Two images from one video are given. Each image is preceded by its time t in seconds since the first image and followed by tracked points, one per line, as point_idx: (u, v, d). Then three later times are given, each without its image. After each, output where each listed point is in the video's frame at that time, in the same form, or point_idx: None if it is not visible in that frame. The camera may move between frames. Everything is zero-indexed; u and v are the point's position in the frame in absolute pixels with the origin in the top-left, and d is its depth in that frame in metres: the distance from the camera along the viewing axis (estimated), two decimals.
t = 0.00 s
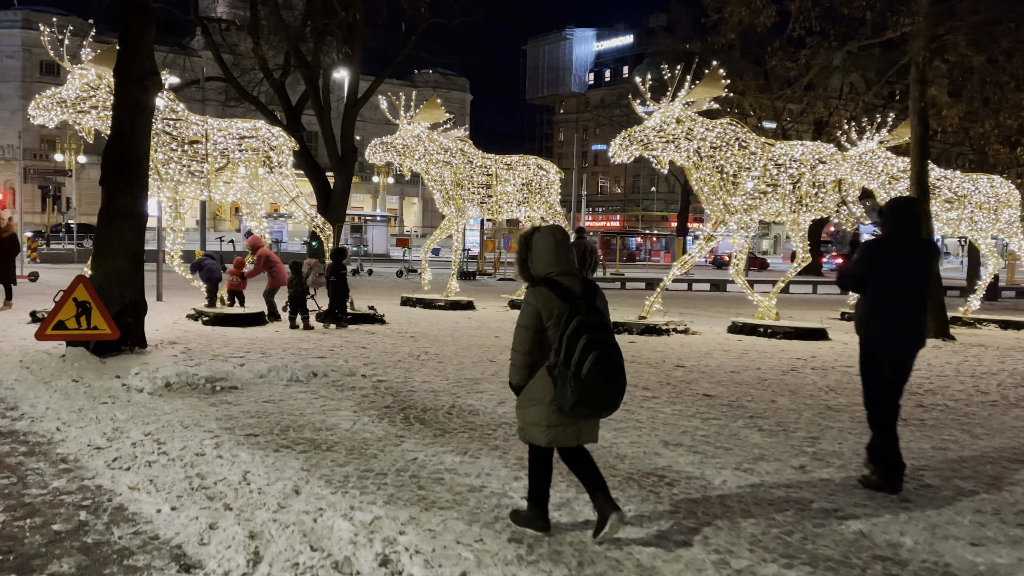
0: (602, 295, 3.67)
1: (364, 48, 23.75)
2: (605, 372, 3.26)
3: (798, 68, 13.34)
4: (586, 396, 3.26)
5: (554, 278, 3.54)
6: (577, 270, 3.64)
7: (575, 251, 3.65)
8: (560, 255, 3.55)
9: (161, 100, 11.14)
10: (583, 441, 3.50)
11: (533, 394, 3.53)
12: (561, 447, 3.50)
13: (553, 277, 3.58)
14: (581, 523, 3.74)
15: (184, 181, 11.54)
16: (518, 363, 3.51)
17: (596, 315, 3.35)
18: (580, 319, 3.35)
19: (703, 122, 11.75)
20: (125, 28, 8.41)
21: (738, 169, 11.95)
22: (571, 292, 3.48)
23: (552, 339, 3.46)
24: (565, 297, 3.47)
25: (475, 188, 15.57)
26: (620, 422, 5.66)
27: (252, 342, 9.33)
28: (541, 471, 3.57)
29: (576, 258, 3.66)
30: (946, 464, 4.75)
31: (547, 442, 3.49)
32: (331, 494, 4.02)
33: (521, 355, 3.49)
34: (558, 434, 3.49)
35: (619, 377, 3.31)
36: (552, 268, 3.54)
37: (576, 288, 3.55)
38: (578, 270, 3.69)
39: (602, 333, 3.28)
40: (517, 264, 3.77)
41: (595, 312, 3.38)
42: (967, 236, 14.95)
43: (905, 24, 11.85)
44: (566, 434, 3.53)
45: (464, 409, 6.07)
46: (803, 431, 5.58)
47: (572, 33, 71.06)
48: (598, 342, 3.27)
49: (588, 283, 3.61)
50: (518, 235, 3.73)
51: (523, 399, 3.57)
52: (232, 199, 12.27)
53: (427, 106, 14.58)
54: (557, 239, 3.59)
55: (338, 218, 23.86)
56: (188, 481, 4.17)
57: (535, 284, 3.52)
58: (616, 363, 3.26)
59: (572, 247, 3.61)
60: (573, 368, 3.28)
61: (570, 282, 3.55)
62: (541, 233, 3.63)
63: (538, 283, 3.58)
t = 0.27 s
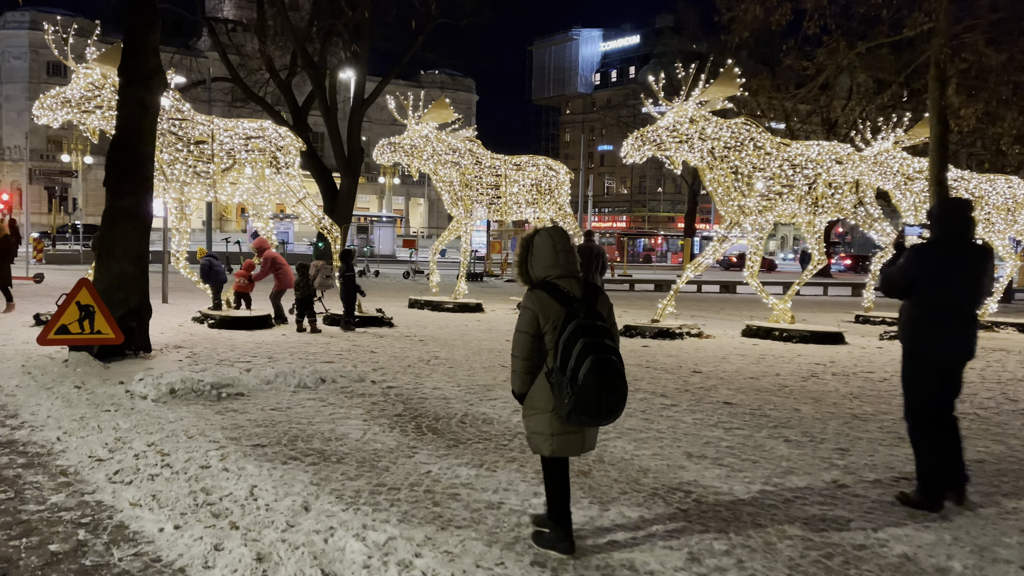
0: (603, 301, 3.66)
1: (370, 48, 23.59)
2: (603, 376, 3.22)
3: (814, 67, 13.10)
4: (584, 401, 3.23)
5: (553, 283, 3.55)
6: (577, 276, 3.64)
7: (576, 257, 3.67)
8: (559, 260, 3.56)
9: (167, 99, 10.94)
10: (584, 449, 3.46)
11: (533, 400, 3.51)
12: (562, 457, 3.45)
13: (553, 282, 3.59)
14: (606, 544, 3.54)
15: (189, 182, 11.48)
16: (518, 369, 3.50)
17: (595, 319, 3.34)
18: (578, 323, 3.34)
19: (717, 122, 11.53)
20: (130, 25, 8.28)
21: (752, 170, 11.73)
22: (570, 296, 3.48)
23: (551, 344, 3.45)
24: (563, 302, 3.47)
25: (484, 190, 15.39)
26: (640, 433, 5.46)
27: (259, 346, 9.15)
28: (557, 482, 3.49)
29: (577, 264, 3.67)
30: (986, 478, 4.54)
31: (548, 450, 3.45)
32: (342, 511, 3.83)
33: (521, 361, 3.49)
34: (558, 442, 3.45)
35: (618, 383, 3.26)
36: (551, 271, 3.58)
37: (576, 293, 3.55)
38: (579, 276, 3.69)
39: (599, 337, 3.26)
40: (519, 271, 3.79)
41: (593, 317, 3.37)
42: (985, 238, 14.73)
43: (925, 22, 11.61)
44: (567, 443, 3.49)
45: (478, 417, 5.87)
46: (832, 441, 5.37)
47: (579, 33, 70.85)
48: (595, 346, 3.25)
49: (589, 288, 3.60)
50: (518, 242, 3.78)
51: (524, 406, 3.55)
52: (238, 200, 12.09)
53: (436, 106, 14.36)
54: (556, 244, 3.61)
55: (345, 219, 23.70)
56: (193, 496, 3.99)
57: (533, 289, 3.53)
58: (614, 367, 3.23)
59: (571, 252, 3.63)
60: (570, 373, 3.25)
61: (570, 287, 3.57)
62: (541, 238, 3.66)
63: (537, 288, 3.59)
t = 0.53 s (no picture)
0: (609, 310, 3.51)
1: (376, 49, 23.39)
2: (603, 387, 3.09)
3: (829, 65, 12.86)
4: (581, 412, 3.09)
5: (558, 287, 3.41)
6: (583, 282, 3.50)
7: (584, 262, 3.53)
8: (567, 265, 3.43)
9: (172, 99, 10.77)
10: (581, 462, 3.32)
11: (531, 409, 3.37)
12: (557, 470, 3.31)
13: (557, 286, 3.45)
14: (632, 564, 3.34)
15: (195, 182, 11.33)
16: (517, 375, 3.37)
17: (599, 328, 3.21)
18: (581, 330, 3.21)
19: (732, 121, 11.30)
20: (134, 22, 8.10)
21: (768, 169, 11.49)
22: (574, 302, 3.35)
23: (552, 351, 3.32)
24: (567, 308, 3.33)
25: (493, 189, 15.29)
26: (661, 443, 5.24)
27: (265, 350, 8.97)
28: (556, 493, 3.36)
29: (585, 269, 3.53)
30: None
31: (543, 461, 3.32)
32: (353, 528, 3.63)
33: (520, 366, 3.35)
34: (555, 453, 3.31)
35: (619, 396, 3.12)
36: (556, 276, 3.44)
37: (581, 299, 3.41)
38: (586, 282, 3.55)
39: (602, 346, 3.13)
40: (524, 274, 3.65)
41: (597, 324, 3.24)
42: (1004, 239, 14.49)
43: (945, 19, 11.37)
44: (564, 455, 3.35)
45: (491, 425, 5.68)
46: (861, 452, 5.16)
47: (585, 33, 70.64)
48: (598, 355, 3.12)
49: (594, 296, 3.47)
50: (527, 243, 3.64)
51: (521, 414, 3.42)
52: (245, 201, 11.92)
53: (444, 105, 14.08)
54: (564, 247, 3.47)
55: (351, 220, 23.54)
56: (195, 511, 3.80)
57: (537, 293, 3.40)
58: (616, 379, 3.10)
59: (579, 258, 3.49)
60: (569, 381, 3.12)
61: (575, 293, 3.43)
62: (549, 240, 3.52)
63: (541, 291, 3.46)
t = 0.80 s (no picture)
0: (614, 312, 3.50)
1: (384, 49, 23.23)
2: (607, 393, 3.08)
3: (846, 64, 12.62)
4: (585, 418, 3.09)
5: (566, 288, 3.38)
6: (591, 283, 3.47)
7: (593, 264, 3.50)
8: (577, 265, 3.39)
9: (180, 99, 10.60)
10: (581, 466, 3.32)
11: (533, 409, 3.35)
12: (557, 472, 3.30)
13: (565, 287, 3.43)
14: None
15: (203, 182, 11.18)
16: (520, 376, 3.34)
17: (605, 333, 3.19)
18: (588, 334, 3.18)
19: (749, 120, 11.06)
20: (140, 19, 7.93)
21: (785, 170, 11.25)
22: (581, 305, 3.32)
23: (557, 353, 3.30)
24: (574, 310, 3.30)
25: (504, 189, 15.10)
26: (684, 454, 5.04)
27: (273, 354, 8.79)
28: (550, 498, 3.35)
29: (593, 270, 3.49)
30: None
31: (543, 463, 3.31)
32: (367, 549, 3.43)
33: (524, 367, 3.32)
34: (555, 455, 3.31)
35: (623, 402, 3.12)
36: (565, 276, 3.40)
37: (588, 301, 3.39)
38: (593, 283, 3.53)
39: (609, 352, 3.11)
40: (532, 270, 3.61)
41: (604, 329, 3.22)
42: None
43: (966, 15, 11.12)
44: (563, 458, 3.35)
45: (508, 435, 5.48)
46: (896, 464, 4.94)
47: (593, 33, 70.43)
48: (603, 361, 3.11)
49: (601, 298, 3.45)
50: (535, 239, 3.58)
51: (521, 415, 3.39)
52: (253, 202, 11.75)
53: (454, 105, 13.97)
54: (574, 246, 3.44)
55: (359, 220, 23.39)
56: (200, 530, 3.61)
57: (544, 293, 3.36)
58: (621, 386, 3.10)
59: (589, 259, 3.46)
60: (573, 386, 3.11)
61: (582, 295, 3.41)
62: (559, 239, 3.48)
63: (548, 292, 3.42)
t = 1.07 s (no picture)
0: (621, 312, 3.48)
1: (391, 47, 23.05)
2: (614, 393, 3.06)
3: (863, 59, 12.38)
4: (593, 419, 3.06)
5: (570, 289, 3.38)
6: (596, 284, 3.47)
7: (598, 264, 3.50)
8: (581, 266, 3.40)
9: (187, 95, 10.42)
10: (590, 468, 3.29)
11: (541, 412, 3.35)
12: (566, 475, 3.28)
13: (569, 288, 3.43)
14: None
15: (210, 181, 11.01)
16: (525, 379, 3.34)
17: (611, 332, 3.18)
18: (593, 335, 3.17)
19: (766, 117, 10.84)
20: (145, 13, 7.75)
21: (804, 168, 11.02)
22: (586, 305, 3.31)
23: (562, 355, 3.29)
24: (578, 311, 3.30)
25: (514, 188, 14.90)
26: (712, 461, 4.83)
27: (282, 355, 8.62)
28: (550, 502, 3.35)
29: (598, 271, 3.49)
30: None
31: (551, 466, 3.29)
32: (384, 564, 3.24)
33: (529, 370, 3.33)
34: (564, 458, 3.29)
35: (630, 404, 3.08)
36: (569, 277, 3.41)
37: (594, 301, 3.38)
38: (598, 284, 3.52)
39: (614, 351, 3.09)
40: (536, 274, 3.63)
41: (609, 329, 3.21)
42: None
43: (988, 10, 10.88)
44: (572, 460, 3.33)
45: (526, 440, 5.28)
46: (933, 472, 4.73)
47: (600, 33, 70.19)
48: (608, 361, 3.09)
49: (607, 298, 3.44)
50: (539, 241, 3.61)
51: (529, 419, 3.39)
52: (260, 201, 11.55)
53: (464, 101, 13.78)
54: (577, 247, 3.45)
55: (367, 220, 23.23)
56: (208, 543, 3.42)
57: (548, 295, 3.37)
58: (628, 386, 3.07)
59: (592, 259, 3.46)
60: (579, 387, 3.09)
61: (587, 296, 3.40)
62: (562, 241, 3.49)
63: (553, 293, 3.42)
